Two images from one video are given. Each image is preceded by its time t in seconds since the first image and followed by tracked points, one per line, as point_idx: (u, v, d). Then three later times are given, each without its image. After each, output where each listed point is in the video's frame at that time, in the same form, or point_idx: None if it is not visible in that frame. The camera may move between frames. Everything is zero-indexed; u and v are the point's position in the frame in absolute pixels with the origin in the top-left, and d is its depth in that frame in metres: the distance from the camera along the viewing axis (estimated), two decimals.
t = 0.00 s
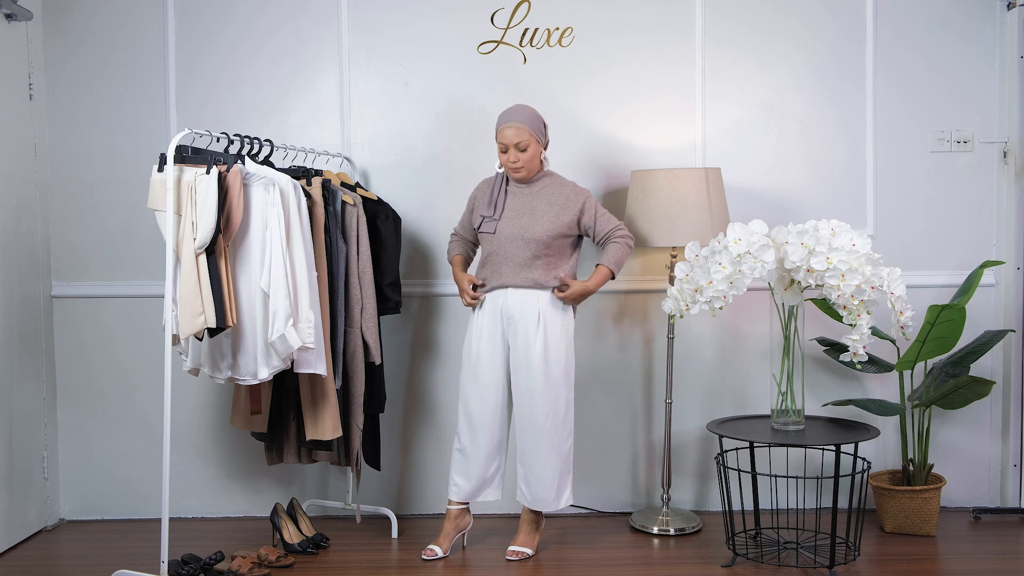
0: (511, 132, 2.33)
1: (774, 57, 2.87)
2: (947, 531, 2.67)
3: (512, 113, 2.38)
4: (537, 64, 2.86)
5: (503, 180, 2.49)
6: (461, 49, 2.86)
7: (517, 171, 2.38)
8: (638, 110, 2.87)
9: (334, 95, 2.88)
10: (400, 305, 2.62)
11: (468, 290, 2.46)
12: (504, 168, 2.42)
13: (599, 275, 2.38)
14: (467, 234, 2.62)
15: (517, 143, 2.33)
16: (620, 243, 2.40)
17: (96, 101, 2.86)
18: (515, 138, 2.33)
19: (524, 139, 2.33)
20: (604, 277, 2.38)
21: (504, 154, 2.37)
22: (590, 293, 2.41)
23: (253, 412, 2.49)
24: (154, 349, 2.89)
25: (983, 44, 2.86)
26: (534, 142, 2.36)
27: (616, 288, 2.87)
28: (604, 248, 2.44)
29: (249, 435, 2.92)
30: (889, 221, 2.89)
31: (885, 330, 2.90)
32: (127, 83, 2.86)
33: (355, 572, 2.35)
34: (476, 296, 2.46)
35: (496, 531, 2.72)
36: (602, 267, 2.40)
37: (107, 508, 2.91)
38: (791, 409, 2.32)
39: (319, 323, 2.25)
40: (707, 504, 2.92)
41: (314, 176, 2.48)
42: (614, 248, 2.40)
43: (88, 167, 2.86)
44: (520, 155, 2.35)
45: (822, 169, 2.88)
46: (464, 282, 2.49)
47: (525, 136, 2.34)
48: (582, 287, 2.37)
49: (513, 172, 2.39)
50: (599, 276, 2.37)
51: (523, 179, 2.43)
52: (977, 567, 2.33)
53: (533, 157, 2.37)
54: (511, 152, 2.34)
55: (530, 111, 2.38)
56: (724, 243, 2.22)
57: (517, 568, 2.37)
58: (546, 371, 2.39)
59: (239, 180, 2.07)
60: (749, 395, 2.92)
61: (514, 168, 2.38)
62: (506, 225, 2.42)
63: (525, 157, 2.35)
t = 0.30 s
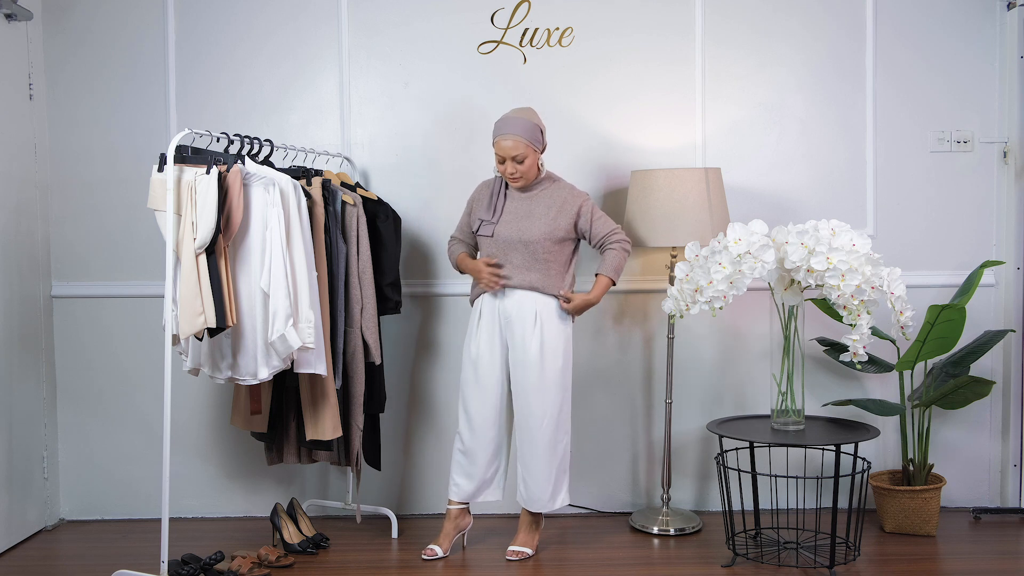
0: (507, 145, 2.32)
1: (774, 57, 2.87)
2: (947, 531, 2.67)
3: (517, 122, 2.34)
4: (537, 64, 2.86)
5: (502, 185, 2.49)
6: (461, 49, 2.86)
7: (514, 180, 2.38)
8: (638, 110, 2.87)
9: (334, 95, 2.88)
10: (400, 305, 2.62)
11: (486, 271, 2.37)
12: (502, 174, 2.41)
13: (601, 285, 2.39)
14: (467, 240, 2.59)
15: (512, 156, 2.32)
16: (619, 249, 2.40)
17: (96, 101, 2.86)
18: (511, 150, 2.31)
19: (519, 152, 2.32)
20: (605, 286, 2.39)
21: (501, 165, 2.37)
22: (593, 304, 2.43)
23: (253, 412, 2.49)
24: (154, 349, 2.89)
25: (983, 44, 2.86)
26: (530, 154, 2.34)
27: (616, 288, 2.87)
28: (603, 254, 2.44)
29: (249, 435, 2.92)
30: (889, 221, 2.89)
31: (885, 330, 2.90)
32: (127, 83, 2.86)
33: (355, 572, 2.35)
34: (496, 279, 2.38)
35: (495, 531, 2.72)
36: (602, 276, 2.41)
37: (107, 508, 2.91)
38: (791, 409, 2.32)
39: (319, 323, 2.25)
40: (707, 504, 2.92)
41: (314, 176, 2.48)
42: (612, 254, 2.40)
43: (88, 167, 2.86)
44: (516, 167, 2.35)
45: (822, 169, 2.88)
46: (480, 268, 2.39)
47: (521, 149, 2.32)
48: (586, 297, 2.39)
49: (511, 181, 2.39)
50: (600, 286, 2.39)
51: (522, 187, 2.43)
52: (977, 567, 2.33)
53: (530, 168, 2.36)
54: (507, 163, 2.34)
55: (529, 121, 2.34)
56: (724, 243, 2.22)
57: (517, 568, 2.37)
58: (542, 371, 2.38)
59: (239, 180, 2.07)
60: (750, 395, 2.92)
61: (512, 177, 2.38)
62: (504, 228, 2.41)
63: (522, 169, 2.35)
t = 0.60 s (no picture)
0: (506, 150, 2.31)
1: (774, 57, 2.87)
2: (947, 531, 2.67)
3: (519, 129, 2.33)
4: (537, 64, 2.86)
5: (502, 186, 2.48)
6: (461, 49, 2.86)
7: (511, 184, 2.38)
8: (638, 110, 2.87)
9: (334, 95, 2.88)
10: (400, 305, 2.62)
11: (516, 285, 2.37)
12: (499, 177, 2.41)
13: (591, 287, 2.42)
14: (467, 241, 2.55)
15: (512, 160, 2.32)
16: (609, 254, 2.44)
17: (96, 101, 2.86)
18: (511, 155, 2.31)
19: (518, 157, 2.32)
20: (597, 288, 2.42)
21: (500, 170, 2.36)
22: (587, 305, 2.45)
23: (253, 412, 2.49)
24: (154, 349, 2.89)
25: (983, 44, 2.86)
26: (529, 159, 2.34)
27: (616, 288, 2.87)
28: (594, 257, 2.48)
29: (249, 435, 2.92)
30: (889, 221, 2.89)
31: (885, 330, 2.90)
32: (127, 83, 2.86)
33: (355, 572, 2.35)
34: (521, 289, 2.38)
35: (495, 531, 2.72)
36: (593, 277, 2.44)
37: (107, 508, 2.91)
38: (791, 409, 2.32)
39: (319, 323, 2.25)
40: (707, 504, 2.92)
41: (314, 176, 2.48)
42: (602, 258, 2.44)
43: (88, 168, 2.87)
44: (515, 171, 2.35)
45: (822, 169, 2.88)
46: (499, 281, 2.38)
47: (521, 154, 2.32)
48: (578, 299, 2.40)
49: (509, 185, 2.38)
50: (593, 287, 2.41)
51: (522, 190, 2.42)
52: (977, 567, 2.33)
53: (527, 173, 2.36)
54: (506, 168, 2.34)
55: (528, 126, 2.34)
56: (724, 243, 2.22)
57: (517, 568, 2.37)
58: (536, 371, 2.38)
59: (239, 180, 2.07)
60: (750, 395, 2.92)
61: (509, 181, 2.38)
62: (504, 229, 2.40)
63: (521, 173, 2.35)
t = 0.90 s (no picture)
0: (502, 151, 2.30)
1: (774, 57, 2.87)
2: (947, 531, 2.67)
3: (514, 131, 2.33)
4: (537, 64, 2.86)
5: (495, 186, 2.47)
6: (461, 49, 2.86)
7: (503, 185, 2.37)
8: (638, 110, 2.87)
9: (334, 95, 2.88)
10: (400, 305, 2.62)
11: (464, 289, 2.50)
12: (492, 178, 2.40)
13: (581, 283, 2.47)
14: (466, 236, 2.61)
15: (505, 163, 2.31)
16: (597, 250, 2.51)
17: (96, 101, 2.86)
18: (505, 158, 2.30)
19: (511, 161, 2.31)
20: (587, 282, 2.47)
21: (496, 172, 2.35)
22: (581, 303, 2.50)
23: (253, 412, 2.49)
24: (154, 349, 2.89)
25: (983, 44, 2.86)
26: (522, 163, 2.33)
27: (616, 288, 2.87)
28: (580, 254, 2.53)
29: (249, 435, 2.92)
30: (889, 221, 2.89)
31: (885, 330, 2.90)
32: (127, 83, 2.86)
33: (355, 572, 2.35)
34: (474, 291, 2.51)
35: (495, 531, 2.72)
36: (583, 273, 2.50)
37: (107, 508, 2.91)
38: (791, 409, 2.32)
39: (319, 323, 2.25)
40: (707, 504, 2.92)
41: (314, 176, 2.48)
42: (589, 255, 2.50)
43: (88, 167, 2.86)
44: (511, 172, 2.34)
45: (822, 169, 2.88)
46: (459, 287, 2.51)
47: (514, 157, 2.31)
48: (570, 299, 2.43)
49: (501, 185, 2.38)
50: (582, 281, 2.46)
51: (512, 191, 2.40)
52: (977, 567, 2.33)
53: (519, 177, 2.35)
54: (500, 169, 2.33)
55: (522, 129, 2.33)
56: (724, 243, 2.22)
57: (517, 568, 2.37)
58: (535, 369, 2.39)
59: (239, 180, 2.07)
60: (749, 395, 2.92)
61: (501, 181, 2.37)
62: (499, 232, 2.41)
63: (517, 174, 2.35)
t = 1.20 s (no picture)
0: (492, 139, 2.33)
1: (774, 57, 2.87)
2: (947, 531, 2.67)
3: (500, 121, 2.37)
4: (537, 64, 2.86)
5: (480, 184, 2.48)
6: (461, 49, 2.86)
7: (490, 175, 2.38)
8: (638, 110, 2.87)
9: (334, 95, 2.88)
10: (400, 305, 2.62)
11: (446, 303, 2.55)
12: (480, 173, 2.41)
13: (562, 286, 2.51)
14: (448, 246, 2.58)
15: (494, 151, 2.33)
16: (575, 253, 2.53)
17: (96, 101, 2.86)
18: (496, 145, 2.33)
19: (499, 148, 2.33)
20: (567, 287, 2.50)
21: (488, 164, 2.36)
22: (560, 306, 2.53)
23: (253, 412, 2.49)
24: (154, 349, 2.89)
25: (983, 44, 2.86)
26: (509, 152, 2.35)
27: (615, 288, 2.88)
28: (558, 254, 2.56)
29: (249, 435, 2.92)
30: (889, 221, 2.89)
31: (885, 330, 2.90)
32: (127, 84, 2.86)
33: (355, 572, 2.35)
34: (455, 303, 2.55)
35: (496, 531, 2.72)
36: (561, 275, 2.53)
37: (107, 508, 2.91)
38: (791, 409, 2.32)
39: (319, 323, 2.25)
40: (707, 504, 2.92)
41: (314, 176, 2.48)
42: (568, 257, 2.53)
43: (88, 168, 2.86)
44: (502, 159, 2.36)
45: (822, 169, 2.88)
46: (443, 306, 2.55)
47: (503, 145, 2.34)
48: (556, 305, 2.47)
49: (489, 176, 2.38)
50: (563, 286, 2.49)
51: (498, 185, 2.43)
52: (977, 567, 2.33)
53: (507, 166, 2.37)
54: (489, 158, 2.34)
55: (506, 117, 2.37)
56: (724, 243, 2.22)
57: (517, 568, 2.37)
58: (520, 369, 2.41)
59: (239, 180, 2.07)
60: (749, 395, 2.92)
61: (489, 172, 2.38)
62: (484, 231, 2.43)
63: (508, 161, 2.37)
